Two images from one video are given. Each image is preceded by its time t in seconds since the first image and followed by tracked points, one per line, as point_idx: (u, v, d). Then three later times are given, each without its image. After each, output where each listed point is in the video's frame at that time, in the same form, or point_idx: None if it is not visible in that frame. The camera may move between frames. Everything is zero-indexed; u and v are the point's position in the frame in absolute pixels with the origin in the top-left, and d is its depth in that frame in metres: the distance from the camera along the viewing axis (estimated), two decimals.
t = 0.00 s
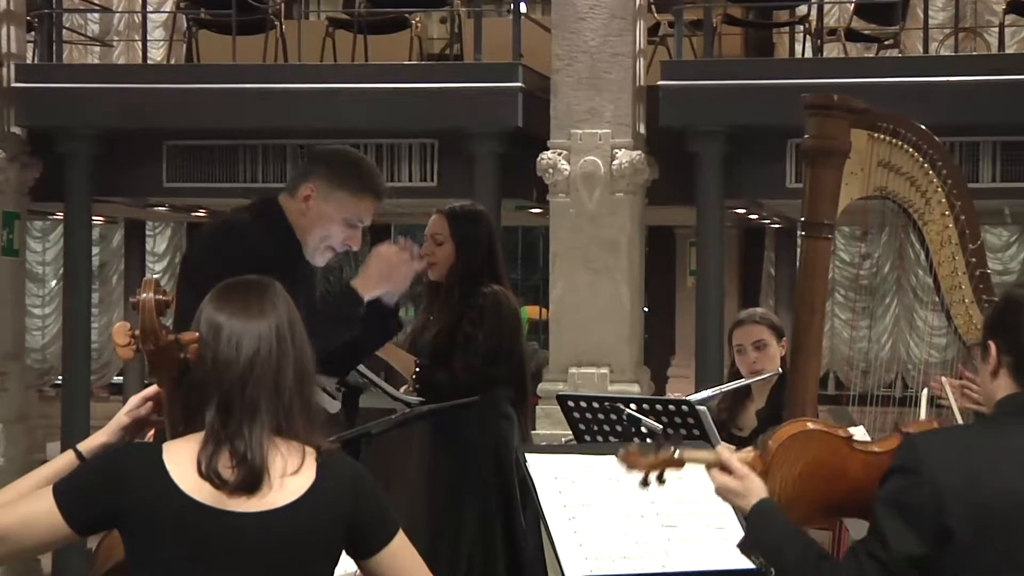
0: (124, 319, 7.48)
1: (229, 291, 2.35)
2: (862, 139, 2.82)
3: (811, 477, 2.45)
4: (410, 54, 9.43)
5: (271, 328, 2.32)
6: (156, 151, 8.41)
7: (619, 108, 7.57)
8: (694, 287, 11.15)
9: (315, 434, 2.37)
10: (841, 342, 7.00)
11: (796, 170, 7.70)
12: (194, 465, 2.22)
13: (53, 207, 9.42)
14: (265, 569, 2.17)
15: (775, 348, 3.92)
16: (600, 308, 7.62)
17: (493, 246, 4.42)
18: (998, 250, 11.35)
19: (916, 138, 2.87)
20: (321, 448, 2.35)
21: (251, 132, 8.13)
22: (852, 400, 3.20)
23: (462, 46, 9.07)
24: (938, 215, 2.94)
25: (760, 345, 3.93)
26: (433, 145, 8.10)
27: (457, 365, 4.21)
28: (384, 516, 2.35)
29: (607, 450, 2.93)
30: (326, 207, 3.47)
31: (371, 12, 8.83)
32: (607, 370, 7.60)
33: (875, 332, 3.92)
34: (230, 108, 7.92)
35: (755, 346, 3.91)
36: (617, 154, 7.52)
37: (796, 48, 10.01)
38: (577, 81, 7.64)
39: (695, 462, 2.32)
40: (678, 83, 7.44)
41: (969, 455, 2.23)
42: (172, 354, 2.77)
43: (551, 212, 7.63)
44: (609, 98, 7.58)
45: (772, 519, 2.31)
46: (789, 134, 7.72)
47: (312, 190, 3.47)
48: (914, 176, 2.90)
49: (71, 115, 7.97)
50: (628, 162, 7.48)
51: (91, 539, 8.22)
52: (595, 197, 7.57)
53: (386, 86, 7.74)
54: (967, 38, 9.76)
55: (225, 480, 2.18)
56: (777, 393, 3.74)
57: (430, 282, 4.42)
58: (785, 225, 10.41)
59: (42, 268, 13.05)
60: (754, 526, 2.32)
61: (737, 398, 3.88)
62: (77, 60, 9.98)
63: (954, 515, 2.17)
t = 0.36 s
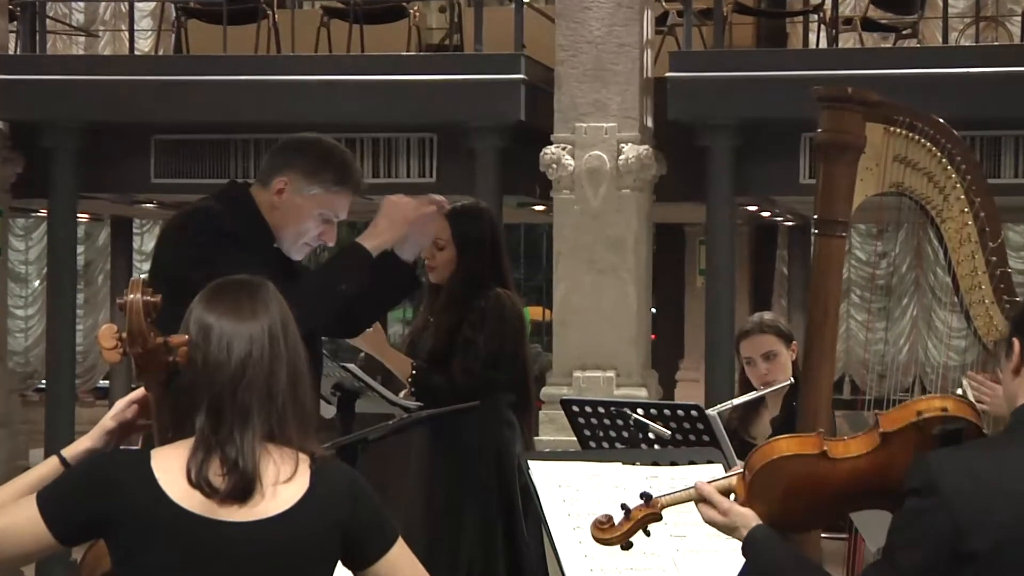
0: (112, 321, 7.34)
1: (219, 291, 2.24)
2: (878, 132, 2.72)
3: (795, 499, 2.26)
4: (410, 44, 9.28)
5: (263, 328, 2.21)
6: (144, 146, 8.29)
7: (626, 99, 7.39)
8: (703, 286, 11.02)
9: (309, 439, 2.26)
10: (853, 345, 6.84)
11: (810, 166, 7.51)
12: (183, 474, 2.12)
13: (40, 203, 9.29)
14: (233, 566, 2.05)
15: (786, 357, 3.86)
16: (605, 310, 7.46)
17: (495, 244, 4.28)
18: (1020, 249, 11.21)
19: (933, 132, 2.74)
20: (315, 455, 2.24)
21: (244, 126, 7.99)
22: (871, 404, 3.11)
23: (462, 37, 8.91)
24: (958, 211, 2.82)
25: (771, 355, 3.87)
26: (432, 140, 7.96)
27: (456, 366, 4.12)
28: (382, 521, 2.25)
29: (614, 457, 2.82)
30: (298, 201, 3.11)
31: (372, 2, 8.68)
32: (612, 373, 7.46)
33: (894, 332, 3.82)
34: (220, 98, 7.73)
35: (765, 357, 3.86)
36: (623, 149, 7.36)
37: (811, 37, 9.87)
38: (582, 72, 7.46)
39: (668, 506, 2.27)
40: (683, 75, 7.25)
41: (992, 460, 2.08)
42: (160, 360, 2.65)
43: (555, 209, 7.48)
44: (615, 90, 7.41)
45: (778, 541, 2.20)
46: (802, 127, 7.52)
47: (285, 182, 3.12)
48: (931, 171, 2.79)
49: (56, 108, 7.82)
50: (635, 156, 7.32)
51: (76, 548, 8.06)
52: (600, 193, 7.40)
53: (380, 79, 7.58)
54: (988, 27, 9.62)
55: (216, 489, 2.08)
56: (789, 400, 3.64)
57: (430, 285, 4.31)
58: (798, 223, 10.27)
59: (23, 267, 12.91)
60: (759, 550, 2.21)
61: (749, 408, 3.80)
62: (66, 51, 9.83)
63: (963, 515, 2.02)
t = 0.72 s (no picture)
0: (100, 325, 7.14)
1: (213, 292, 2.21)
2: (897, 127, 2.63)
3: (818, 502, 2.21)
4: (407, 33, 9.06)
5: (257, 331, 2.17)
6: (130, 142, 8.15)
7: (635, 93, 7.13)
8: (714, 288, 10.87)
9: (304, 445, 2.22)
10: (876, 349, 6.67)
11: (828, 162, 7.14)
12: (174, 480, 2.07)
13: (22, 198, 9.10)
14: (231, 570, 2.01)
15: (800, 363, 3.83)
16: (612, 312, 7.21)
17: (499, 241, 4.16)
18: None
19: (955, 125, 2.64)
20: (311, 463, 2.20)
21: (238, 120, 7.81)
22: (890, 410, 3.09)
23: (462, 26, 8.69)
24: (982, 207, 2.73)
25: (783, 362, 3.83)
26: (434, 133, 7.81)
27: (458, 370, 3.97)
28: (380, 532, 2.20)
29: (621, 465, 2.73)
30: (275, 204, 3.04)
31: None
32: (622, 377, 7.21)
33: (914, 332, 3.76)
34: (210, 91, 7.50)
35: (777, 364, 3.82)
36: (632, 143, 7.10)
37: (828, 26, 9.66)
38: (589, 64, 7.20)
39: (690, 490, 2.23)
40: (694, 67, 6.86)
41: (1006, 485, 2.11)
42: (152, 361, 2.53)
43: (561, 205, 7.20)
44: (623, 82, 7.15)
45: (792, 545, 2.16)
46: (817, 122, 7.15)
47: (260, 185, 3.04)
48: (954, 167, 2.70)
49: (39, 102, 7.60)
50: (644, 152, 7.07)
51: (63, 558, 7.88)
52: (608, 190, 7.14)
53: (379, 70, 7.34)
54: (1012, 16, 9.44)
55: (209, 497, 2.03)
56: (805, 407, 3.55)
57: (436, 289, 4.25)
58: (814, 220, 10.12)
59: (7, 267, 12.26)
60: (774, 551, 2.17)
61: (764, 416, 3.72)
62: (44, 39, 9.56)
63: (976, 514, 2.08)
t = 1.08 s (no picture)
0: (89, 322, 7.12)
1: (207, 291, 2.11)
2: (920, 121, 2.52)
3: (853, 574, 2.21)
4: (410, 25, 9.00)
5: (254, 332, 2.07)
6: (123, 135, 8.10)
7: (646, 85, 7.11)
8: (729, 288, 10.80)
9: (303, 453, 2.10)
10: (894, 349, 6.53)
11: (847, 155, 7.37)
12: (167, 488, 1.99)
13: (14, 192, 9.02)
14: None
15: (818, 364, 3.77)
16: (622, 311, 7.19)
17: (503, 240, 4.05)
18: None
19: (980, 118, 2.54)
20: (310, 471, 2.08)
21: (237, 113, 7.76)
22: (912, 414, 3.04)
23: (465, 18, 8.63)
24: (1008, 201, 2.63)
25: (800, 363, 3.77)
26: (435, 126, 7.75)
27: (465, 371, 3.88)
28: (385, 547, 2.06)
29: (632, 472, 2.60)
30: (251, 193, 2.90)
31: None
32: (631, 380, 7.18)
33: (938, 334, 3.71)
34: (207, 82, 7.48)
35: (794, 363, 3.75)
36: (643, 136, 7.08)
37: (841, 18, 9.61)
38: (599, 54, 7.17)
39: None
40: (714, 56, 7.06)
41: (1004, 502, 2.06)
42: (144, 363, 2.39)
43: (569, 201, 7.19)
44: (634, 72, 7.13)
45: None
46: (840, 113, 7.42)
47: (233, 174, 2.89)
48: (978, 162, 2.60)
49: (28, 93, 7.59)
50: (655, 146, 7.05)
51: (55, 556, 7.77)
52: (618, 184, 7.13)
53: (381, 61, 7.33)
54: None
55: (201, 506, 1.95)
56: (820, 408, 3.51)
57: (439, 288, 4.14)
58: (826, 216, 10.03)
59: None
60: None
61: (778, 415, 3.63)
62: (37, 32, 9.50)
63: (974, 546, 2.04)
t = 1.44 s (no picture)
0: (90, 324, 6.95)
1: (207, 292, 2.08)
2: (948, 116, 2.43)
3: None
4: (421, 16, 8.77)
5: (255, 334, 2.04)
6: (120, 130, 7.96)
7: (661, 78, 6.90)
8: (751, 288, 10.02)
9: (306, 459, 2.08)
10: (922, 352, 6.28)
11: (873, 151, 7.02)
12: (166, 498, 1.96)
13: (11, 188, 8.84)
14: None
15: (840, 371, 3.72)
16: (638, 313, 6.98)
17: (513, 237, 3.96)
18: None
19: (1013, 112, 2.44)
20: (313, 476, 2.06)
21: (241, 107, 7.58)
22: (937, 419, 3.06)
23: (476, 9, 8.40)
24: None
25: (822, 370, 3.73)
26: (443, 121, 7.58)
27: (470, 368, 3.79)
28: (389, 555, 2.04)
29: (649, 481, 2.52)
30: (242, 181, 2.84)
31: None
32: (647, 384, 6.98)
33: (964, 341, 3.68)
34: (207, 75, 7.29)
35: (816, 371, 3.72)
36: (661, 131, 6.88)
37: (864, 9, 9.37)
38: (615, 45, 6.98)
39: None
40: (733, 48, 6.76)
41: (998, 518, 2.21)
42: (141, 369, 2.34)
43: (585, 199, 7.00)
44: (651, 65, 6.92)
45: None
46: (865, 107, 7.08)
47: (223, 162, 2.84)
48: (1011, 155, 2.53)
49: (27, 88, 7.45)
50: (674, 140, 6.86)
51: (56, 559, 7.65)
52: (633, 182, 6.94)
53: (385, 54, 7.16)
54: None
55: (200, 515, 1.93)
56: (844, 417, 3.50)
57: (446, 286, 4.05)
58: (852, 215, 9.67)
59: None
60: None
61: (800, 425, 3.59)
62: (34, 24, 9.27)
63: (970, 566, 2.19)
